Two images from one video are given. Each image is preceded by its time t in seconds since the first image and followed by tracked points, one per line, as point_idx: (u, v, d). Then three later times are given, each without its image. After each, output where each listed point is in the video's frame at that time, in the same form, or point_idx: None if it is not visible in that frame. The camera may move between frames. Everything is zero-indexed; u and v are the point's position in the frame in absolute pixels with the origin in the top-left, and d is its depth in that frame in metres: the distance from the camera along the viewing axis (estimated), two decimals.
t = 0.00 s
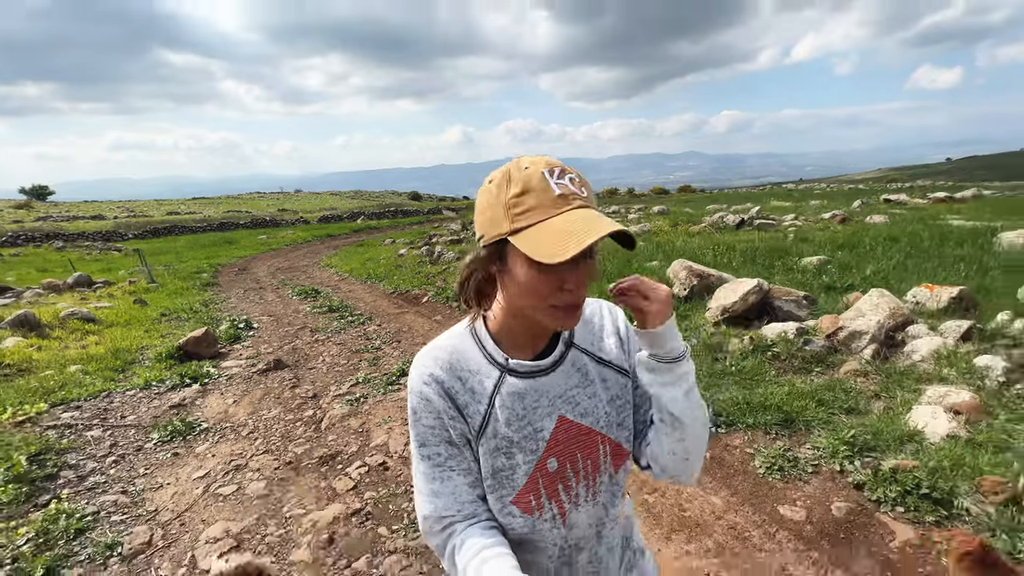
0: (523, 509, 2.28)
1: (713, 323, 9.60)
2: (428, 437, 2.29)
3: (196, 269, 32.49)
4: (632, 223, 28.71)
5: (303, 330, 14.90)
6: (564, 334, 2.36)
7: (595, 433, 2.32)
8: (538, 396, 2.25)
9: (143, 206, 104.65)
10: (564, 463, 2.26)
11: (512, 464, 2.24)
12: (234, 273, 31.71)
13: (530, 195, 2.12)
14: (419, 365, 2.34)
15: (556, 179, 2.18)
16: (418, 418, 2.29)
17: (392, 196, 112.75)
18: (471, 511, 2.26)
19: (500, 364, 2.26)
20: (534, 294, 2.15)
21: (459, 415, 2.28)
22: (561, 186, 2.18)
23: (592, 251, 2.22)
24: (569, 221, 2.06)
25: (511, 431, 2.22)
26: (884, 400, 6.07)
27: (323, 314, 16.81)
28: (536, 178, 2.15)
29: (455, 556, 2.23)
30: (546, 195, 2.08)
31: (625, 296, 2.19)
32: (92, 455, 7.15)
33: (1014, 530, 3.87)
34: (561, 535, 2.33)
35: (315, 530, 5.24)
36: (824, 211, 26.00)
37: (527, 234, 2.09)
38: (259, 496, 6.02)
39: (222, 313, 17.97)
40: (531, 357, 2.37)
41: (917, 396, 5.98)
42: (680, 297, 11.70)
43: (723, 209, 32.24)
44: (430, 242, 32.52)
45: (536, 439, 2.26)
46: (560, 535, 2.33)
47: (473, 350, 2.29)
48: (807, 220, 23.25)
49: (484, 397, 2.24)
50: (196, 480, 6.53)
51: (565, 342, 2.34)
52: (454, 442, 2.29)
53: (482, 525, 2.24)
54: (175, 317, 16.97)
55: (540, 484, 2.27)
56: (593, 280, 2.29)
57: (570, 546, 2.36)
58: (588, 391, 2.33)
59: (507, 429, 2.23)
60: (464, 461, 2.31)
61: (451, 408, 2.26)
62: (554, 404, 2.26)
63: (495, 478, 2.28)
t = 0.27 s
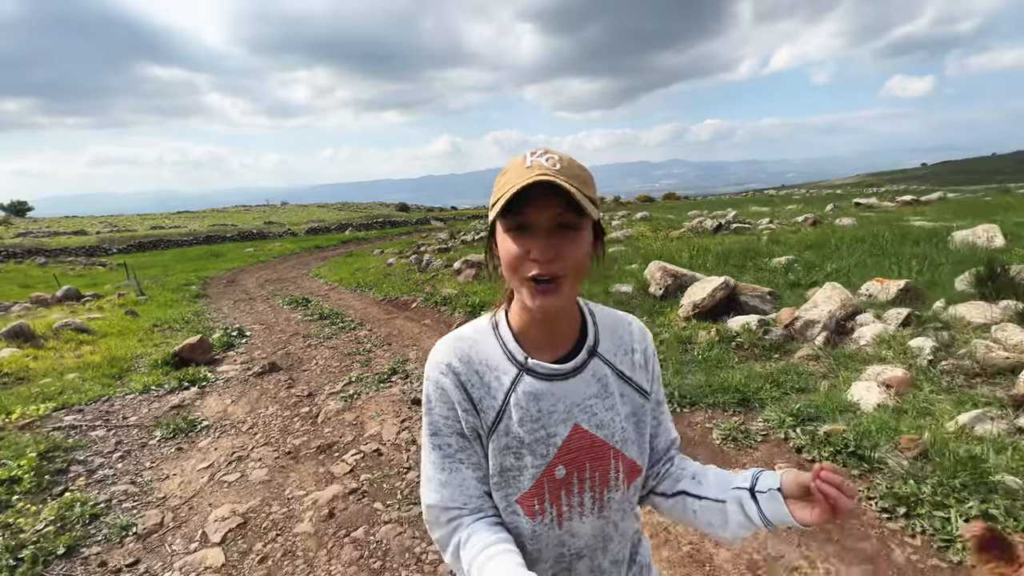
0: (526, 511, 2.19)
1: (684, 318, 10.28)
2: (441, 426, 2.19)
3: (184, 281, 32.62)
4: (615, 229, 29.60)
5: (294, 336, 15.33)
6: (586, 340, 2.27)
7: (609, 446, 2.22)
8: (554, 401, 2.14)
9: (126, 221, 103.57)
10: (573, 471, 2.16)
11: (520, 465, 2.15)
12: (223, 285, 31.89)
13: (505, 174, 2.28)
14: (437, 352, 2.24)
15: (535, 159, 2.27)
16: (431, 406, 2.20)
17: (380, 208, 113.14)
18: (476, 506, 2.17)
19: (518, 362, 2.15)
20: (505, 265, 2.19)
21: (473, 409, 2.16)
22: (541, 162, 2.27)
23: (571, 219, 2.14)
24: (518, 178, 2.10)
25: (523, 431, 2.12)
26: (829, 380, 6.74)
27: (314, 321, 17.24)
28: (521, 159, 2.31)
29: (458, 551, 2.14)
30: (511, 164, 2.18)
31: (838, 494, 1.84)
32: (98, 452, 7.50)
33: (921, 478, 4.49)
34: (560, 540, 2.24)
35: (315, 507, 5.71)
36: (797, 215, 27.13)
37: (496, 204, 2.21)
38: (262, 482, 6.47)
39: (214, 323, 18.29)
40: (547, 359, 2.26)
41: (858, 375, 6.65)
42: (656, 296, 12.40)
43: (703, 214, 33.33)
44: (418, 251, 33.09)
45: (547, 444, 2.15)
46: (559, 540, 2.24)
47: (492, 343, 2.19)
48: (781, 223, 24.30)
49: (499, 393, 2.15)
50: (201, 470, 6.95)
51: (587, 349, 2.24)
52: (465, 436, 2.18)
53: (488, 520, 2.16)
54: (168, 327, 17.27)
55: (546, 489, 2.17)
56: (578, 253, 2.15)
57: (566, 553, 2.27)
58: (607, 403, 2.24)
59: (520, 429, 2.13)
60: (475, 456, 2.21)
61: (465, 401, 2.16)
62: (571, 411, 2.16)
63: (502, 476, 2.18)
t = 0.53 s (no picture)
0: (545, 512, 2.24)
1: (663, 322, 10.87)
2: (457, 427, 2.27)
3: (175, 289, 32.73)
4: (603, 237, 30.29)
5: (289, 342, 15.70)
6: (604, 339, 2.36)
7: (627, 445, 2.29)
8: (572, 400, 2.22)
9: (114, 228, 102.66)
10: (592, 470, 2.22)
11: (538, 465, 2.21)
12: (215, 292, 32.04)
13: (528, 175, 2.31)
14: (453, 354, 2.32)
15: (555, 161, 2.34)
16: (448, 408, 2.27)
17: (371, 215, 113.16)
18: (491, 506, 2.25)
19: (536, 362, 2.23)
20: (536, 270, 2.22)
21: (490, 410, 2.23)
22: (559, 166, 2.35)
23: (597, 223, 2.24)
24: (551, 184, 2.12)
25: (541, 431, 2.19)
26: (790, 378, 7.33)
27: (308, 328, 17.61)
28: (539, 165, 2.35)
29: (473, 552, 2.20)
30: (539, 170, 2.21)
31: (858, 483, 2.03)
32: (104, 452, 7.86)
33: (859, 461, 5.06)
34: (579, 539, 2.29)
35: (315, 497, 6.15)
36: (778, 224, 28.03)
37: (526, 208, 2.22)
38: (263, 477, 6.89)
39: (208, 330, 18.57)
40: (566, 359, 2.34)
41: (815, 374, 7.25)
42: (638, 302, 13.01)
43: (688, 223, 34.18)
44: (410, 259, 33.55)
45: (565, 443, 2.22)
46: (577, 539, 2.29)
47: (510, 345, 2.27)
48: (762, 232, 25.14)
49: (517, 394, 2.21)
50: (205, 468, 7.34)
51: (604, 348, 2.34)
52: (482, 437, 2.24)
53: (501, 521, 2.23)
54: (163, 334, 17.56)
55: (565, 488, 2.23)
56: (604, 256, 2.27)
57: (586, 552, 2.32)
58: (624, 402, 2.30)
59: (539, 428, 2.20)
60: (490, 456, 2.28)
61: (483, 402, 2.22)
62: (588, 410, 2.23)
63: (520, 477, 2.24)
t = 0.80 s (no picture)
0: (548, 514, 2.27)
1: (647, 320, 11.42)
2: (459, 435, 2.26)
3: (174, 286, 33.15)
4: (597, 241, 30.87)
5: (287, 337, 16.17)
6: (603, 343, 2.44)
7: (625, 445, 2.38)
8: (576, 404, 2.28)
9: (111, 226, 102.64)
10: (594, 471, 2.28)
11: (543, 468, 2.24)
12: (214, 291, 32.41)
13: (535, 179, 2.31)
14: (455, 362, 2.30)
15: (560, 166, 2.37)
16: (451, 415, 2.26)
17: (370, 217, 113.74)
18: (494, 511, 2.24)
19: (540, 368, 2.26)
20: (546, 277, 2.23)
21: (494, 417, 2.24)
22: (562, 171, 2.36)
23: (603, 228, 2.30)
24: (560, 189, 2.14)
25: (547, 436, 2.22)
26: (758, 369, 7.88)
27: (306, 324, 18.07)
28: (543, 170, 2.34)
29: (474, 557, 2.19)
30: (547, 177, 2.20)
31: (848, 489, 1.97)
32: (115, 432, 8.33)
33: (808, 438, 5.59)
34: (581, 539, 2.34)
35: (315, 471, 6.66)
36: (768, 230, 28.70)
37: (536, 216, 2.21)
38: (266, 454, 7.38)
39: (208, 325, 19.01)
40: (567, 362, 2.40)
41: (781, 366, 7.80)
42: (625, 302, 13.58)
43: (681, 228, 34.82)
44: (407, 260, 34.05)
45: (569, 445, 2.27)
46: (580, 539, 2.34)
47: (514, 352, 2.29)
48: (750, 238, 25.79)
49: (522, 400, 2.23)
50: (211, 446, 7.83)
51: (604, 351, 2.42)
52: (484, 444, 2.24)
53: (503, 525, 2.23)
54: (164, 328, 18.03)
55: (568, 490, 2.27)
56: (609, 259, 2.34)
57: (587, 552, 2.37)
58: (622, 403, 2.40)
59: (543, 433, 2.23)
60: (492, 463, 2.27)
61: (487, 409, 2.23)
62: (591, 413, 2.29)
63: (524, 481, 2.26)
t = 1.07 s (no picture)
0: (533, 507, 2.18)
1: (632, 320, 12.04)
2: (441, 427, 2.19)
3: (179, 284, 33.91)
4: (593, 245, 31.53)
5: (289, 333, 16.77)
6: (584, 331, 2.29)
7: (611, 436, 2.24)
8: (556, 393, 2.15)
9: (112, 224, 103.21)
10: (577, 463, 2.16)
11: (525, 460, 2.14)
12: (217, 288, 33.10)
13: (498, 165, 2.28)
14: (434, 354, 2.24)
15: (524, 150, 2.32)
16: (431, 407, 2.20)
17: (371, 218, 114.68)
18: (481, 506, 2.16)
19: (517, 357, 2.16)
20: (507, 258, 2.17)
21: (473, 407, 2.16)
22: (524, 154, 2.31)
23: (566, 204, 2.17)
24: (512, 168, 2.10)
25: (525, 427, 2.12)
26: (729, 365, 8.45)
27: (308, 321, 18.68)
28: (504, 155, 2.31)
29: (466, 555, 2.13)
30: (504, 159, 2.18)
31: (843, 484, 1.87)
32: (131, 416, 8.93)
33: (763, 424, 6.18)
34: (570, 535, 2.23)
35: (317, 450, 7.28)
36: (759, 236, 29.36)
37: (491, 197, 2.16)
38: (272, 437, 7.98)
39: (213, 321, 19.64)
40: (545, 350, 2.28)
41: (751, 362, 8.37)
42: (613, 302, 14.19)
43: (676, 233, 35.46)
44: (407, 261, 34.74)
45: (551, 437, 2.14)
46: (568, 536, 2.23)
47: (491, 342, 2.20)
48: (741, 243, 26.43)
49: (500, 390, 2.15)
50: (221, 429, 8.43)
51: (584, 339, 2.27)
52: (466, 435, 2.18)
53: (494, 521, 2.15)
54: (172, 322, 18.71)
55: (553, 484, 2.16)
56: (575, 237, 2.19)
57: (577, 548, 2.27)
58: (607, 392, 2.25)
59: (522, 424, 2.13)
60: (476, 455, 2.20)
61: (466, 400, 2.16)
62: (572, 402, 2.17)
63: (506, 473, 2.16)
